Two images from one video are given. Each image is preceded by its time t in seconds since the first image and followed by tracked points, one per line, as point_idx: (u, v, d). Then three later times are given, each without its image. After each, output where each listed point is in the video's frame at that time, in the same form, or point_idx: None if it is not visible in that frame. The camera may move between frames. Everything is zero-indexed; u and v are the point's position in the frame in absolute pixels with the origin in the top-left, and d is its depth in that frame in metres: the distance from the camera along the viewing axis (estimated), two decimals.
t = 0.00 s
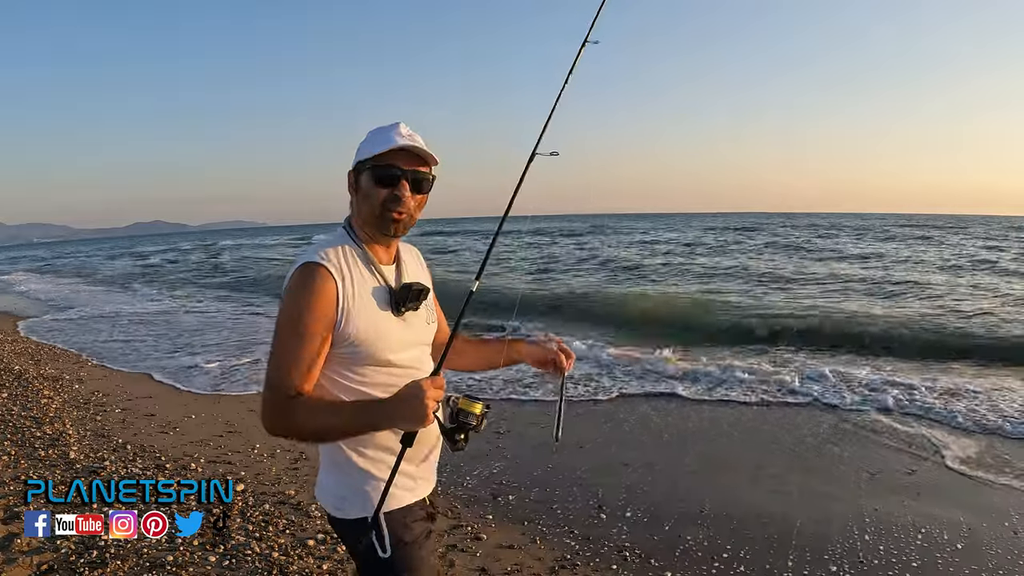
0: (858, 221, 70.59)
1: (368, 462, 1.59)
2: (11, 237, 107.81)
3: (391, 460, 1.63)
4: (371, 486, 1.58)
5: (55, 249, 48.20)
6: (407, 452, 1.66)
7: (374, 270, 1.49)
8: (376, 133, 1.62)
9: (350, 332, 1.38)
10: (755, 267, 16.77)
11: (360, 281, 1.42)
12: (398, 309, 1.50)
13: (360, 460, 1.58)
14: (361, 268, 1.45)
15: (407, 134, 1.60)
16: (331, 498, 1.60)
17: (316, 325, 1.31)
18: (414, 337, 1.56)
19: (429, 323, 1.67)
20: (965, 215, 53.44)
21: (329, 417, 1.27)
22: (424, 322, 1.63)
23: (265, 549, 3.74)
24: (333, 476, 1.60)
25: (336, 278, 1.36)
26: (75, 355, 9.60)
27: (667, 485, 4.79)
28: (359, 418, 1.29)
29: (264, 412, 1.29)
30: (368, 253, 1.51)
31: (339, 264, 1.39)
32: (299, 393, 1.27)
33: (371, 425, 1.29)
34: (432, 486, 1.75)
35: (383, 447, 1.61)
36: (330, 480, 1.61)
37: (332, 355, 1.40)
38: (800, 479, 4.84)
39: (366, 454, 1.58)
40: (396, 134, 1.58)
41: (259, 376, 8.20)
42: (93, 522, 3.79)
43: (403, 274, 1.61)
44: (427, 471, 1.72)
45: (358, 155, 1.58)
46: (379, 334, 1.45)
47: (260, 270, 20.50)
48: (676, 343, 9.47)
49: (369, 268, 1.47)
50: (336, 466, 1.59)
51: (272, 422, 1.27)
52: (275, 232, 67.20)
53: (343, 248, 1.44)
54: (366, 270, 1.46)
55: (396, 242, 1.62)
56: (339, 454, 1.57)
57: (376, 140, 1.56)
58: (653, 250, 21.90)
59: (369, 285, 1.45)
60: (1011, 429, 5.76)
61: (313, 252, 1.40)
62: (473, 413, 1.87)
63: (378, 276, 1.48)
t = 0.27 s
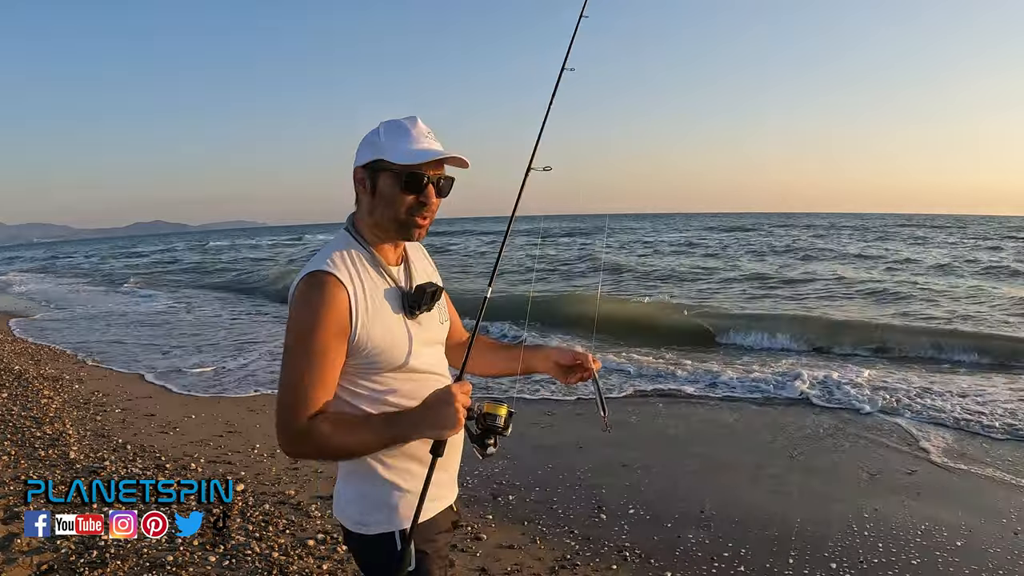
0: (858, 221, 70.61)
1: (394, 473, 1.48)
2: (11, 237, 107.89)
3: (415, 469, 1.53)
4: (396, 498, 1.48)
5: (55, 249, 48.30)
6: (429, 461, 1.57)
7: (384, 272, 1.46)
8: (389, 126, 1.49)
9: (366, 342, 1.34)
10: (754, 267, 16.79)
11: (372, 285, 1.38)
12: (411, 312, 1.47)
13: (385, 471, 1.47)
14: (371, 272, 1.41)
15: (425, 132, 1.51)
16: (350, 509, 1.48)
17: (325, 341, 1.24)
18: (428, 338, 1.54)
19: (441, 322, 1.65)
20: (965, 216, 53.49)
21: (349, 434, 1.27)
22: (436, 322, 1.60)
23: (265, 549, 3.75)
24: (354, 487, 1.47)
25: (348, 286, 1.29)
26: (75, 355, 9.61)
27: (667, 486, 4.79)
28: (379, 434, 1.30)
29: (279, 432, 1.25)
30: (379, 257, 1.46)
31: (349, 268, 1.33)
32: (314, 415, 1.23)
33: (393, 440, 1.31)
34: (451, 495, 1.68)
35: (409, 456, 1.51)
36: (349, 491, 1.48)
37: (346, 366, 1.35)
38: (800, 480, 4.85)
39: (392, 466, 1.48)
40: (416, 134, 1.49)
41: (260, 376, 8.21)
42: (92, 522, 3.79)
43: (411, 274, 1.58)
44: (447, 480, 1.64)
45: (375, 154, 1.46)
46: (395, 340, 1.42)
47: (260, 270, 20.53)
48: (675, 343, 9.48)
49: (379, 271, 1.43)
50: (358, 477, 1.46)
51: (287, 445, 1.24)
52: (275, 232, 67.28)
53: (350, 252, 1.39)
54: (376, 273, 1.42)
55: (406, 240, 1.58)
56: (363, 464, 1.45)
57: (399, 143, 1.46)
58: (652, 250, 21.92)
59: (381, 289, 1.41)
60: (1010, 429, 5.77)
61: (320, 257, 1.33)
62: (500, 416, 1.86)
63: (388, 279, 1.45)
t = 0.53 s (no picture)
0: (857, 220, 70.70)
1: (405, 484, 1.46)
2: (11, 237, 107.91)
3: (427, 480, 1.51)
4: (409, 510, 1.46)
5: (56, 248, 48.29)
6: (440, 470, 1.55)
7: (397, 279, 1.43)
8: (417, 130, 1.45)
9: (384, 353, 1.32)
10: (753, 267, 16.79)
11: (387, 292, 1.36)
12: (425, 320, 1.46)
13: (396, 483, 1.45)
14: (385, 279, 1.38)
15: (452, 142, 1.49)
16: (363, 523, 1.46)
17: (343, 358, 1.20)
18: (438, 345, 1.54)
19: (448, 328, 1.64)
20: (963, 215, 53.62)
21: (375, 453, 1.24)
22: (444, 327, 1.59)
23: (265, 549, 3.74)
24: (366, 500, 1.46)
25: (366, 295, 1.27)
26: (75, 355, 9.61)
27: (668, 486, 4.78)
28: (404, 450, 1.28)
29: (299, 458, 1.20)
30: (393, 264, 1.43)
31: (365, 275, 1.31)
32: (338, 436, 1.20)
33: (417, 456, 1.30)
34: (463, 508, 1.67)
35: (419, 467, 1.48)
36: (365, 503, 1.46)
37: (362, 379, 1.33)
38: (801, 479, 4.84)
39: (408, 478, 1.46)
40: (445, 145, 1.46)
41: (260, 375, 8.21)
42: (92, 522, 3.79)
43: (421, 280, 1.56)
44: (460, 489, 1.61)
45: (410, 159, 1.40)
46: (413, 348, 1.40)
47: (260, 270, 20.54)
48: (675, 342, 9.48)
49: (391, 277, 1.41)
50: (369, 489, 1.45)
51: (311, 471, 1.19)
52: (275, 232, 67.30)
53: (362, 257, 1.36)
54: (389, 279, 1.40)
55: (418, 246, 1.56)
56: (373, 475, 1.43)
57: (434, 150, 1.43)
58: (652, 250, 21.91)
59: (396, 296, 1.39)
60: (1010, 429, 5.76)
61: (336, 265, 1.30)
62: (520, 427, 1.87)
63: (400, 284, 1.43)
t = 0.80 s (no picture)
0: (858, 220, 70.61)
1: (416, 486, 1.46)
2: (11, 237, 107.86)
3: (438, 483, 1.50)
4: (420, 513, 1.45)
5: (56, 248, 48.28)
6: (450, 472, 1.54)
7: (401, 279, 1.43)
8: (421, 131, 1.44)
9: (391, 354, 1.32)
10: (753, 267, 16.77)
11: (392, 291, 1.35)
12: (431, 319, 1.45)
13: (407, 486, 1.44)
14: (390, 279, 1.38)
15: (456, 141, 1.49)
16: (373, 525, 1.46)
17: (351, 362, 1.20)
18: (445, 343, 1.53)
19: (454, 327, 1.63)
20: (964, 216, 53.53)
21: (385, 455, 1.24)
22: (450, 326, 1.58)
23: (265, 549, 3.74)
24: (376, 503, 1.45)
25: (372, 295, 1.26)
26: (74, 355, 9.61)
27: (668, 486, 4.79)
28: (413, 452, 1.28)
29: (309, 462, 1.21)
30: (398, 264, 1.43)
31: (369, 276, 1.30)
32: (347, 439, 1.20)
33: (426, 457, 1.30)
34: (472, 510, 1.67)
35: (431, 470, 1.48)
36: (375, 506, 1.45)
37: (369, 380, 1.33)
38: (801, 480, 4.84)
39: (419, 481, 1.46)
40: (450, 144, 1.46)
41: (259, 375, 8.20)
42: (93, 522, 3.79)
43: (425, 279, 1.56)
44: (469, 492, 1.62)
45: (415, 160, 1.39)
46: (421, 347, 1.39)
47: (259, 270, 20.54)
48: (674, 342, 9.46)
49: (396, 277, 1.41)
50: (379, 493, 1.44)
51: (320, 474, 1.20)
52: (275, 232, 67.28)
53: (366, 257, 1.36)
54: (394, 280, 1.39)
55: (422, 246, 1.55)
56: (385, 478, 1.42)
57: (439, 150, 1.42)
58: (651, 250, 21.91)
59: (401, 296, 1.38)
60: (1010, 429, 5.76)
61: (340, 267, 1.29)
62: (530, 427, 1.86)
63: (405, 283, 1.42)
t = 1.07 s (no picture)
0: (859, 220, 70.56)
1: (419, 482, 1.46)
2: (11, 237, 107.87)
3: (441, 480, 1.50)
4: (422, 509, 1.46)
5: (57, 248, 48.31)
6: (454, 469, 1.54)
7: (404, 274, 1.42)
8: (405, 125, 1.45)
9: (393, 346, 1.32)
10: (753, 266, 16.76)
11: (394, 287, 1.35)
12: (433, 314, 1.44)
13: (410, 481, 1.45)
14: (392, 276, 1.38)
15: (441, 127, 1.49)
16: (376, 518, 1.47)
17: (352, 353, 1.21)
18: (449, 339, 1.52)
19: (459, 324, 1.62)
20: (965, 216, 53.49)
21: (385, 446, 1.25)
22: (454, 324, 1.57)
23: (265, 549, 3.74)
24: (380, 497, 1.47)
25: (372, 290, 1.27)
26: (74, 355, 9.61)
27: (667, 486, 4.78)
28: (413, 443, 1.29)
29: (309, 450, 1.21)
30: (399, 260, 1.43)
31: (371, 271, 1.31)
32: (348, 429, 1.20)
33: (425, 449, 1.30)
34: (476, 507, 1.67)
35: (434, 466, 1.48)
36: (379, 500, 1.46)
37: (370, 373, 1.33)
38: (800, 480, 4.84)
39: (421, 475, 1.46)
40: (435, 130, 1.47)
41: (260, 375, 8.20)
42: (93, 522, 3.79)
43: (429, 276, 1.55)
44: (473, 489, 1.61)
45: (402, 150, 1.40)
46: (422, 342, 1.39)
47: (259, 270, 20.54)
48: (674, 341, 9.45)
49: (398, 273, 1.41)
50: (383, 487, 1.45)
51: (321, 463, 1.21)
52: (275, 232, 67.28)
53: (369, 254, 1.36)
54: (397, 276, 1.39)
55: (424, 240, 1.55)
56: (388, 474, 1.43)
57: (427, 138, 1.43)
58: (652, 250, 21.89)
59: (402, 292, 1.38)
60: (1010, 429, 5.76)
61: (341, 263, 1.30)
62: (530, 420, 1.85)
63: (408, 280, 1.42)
